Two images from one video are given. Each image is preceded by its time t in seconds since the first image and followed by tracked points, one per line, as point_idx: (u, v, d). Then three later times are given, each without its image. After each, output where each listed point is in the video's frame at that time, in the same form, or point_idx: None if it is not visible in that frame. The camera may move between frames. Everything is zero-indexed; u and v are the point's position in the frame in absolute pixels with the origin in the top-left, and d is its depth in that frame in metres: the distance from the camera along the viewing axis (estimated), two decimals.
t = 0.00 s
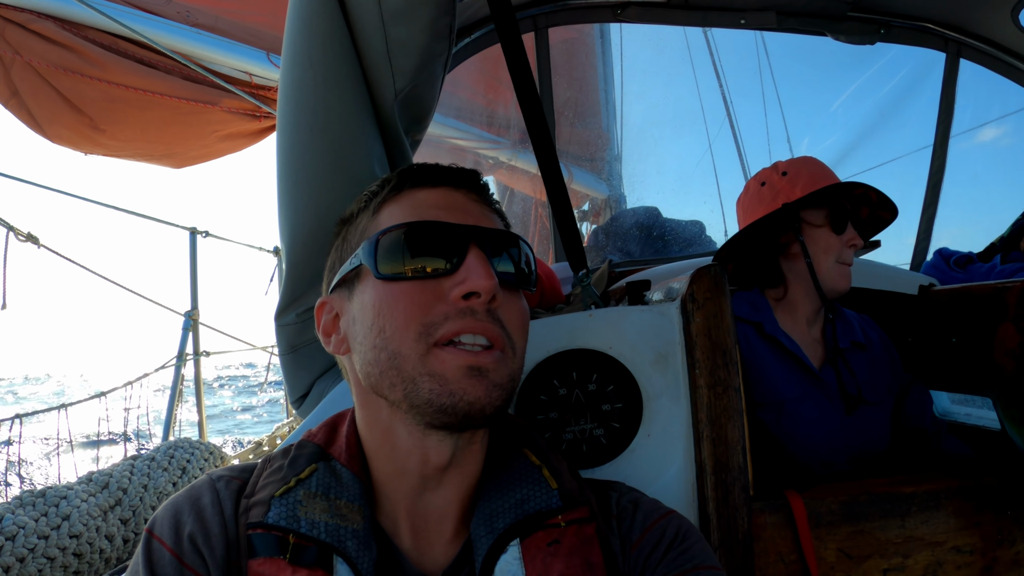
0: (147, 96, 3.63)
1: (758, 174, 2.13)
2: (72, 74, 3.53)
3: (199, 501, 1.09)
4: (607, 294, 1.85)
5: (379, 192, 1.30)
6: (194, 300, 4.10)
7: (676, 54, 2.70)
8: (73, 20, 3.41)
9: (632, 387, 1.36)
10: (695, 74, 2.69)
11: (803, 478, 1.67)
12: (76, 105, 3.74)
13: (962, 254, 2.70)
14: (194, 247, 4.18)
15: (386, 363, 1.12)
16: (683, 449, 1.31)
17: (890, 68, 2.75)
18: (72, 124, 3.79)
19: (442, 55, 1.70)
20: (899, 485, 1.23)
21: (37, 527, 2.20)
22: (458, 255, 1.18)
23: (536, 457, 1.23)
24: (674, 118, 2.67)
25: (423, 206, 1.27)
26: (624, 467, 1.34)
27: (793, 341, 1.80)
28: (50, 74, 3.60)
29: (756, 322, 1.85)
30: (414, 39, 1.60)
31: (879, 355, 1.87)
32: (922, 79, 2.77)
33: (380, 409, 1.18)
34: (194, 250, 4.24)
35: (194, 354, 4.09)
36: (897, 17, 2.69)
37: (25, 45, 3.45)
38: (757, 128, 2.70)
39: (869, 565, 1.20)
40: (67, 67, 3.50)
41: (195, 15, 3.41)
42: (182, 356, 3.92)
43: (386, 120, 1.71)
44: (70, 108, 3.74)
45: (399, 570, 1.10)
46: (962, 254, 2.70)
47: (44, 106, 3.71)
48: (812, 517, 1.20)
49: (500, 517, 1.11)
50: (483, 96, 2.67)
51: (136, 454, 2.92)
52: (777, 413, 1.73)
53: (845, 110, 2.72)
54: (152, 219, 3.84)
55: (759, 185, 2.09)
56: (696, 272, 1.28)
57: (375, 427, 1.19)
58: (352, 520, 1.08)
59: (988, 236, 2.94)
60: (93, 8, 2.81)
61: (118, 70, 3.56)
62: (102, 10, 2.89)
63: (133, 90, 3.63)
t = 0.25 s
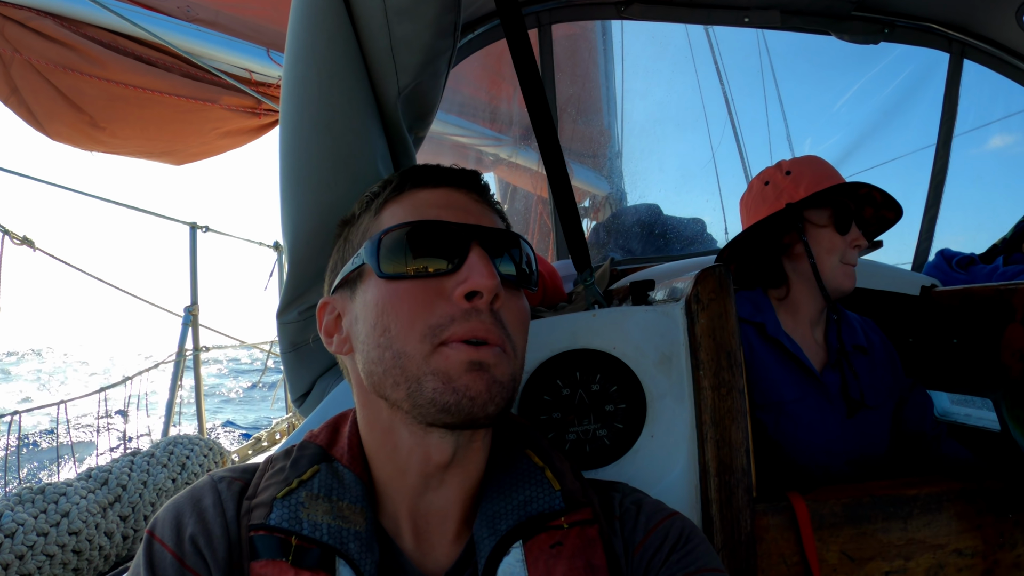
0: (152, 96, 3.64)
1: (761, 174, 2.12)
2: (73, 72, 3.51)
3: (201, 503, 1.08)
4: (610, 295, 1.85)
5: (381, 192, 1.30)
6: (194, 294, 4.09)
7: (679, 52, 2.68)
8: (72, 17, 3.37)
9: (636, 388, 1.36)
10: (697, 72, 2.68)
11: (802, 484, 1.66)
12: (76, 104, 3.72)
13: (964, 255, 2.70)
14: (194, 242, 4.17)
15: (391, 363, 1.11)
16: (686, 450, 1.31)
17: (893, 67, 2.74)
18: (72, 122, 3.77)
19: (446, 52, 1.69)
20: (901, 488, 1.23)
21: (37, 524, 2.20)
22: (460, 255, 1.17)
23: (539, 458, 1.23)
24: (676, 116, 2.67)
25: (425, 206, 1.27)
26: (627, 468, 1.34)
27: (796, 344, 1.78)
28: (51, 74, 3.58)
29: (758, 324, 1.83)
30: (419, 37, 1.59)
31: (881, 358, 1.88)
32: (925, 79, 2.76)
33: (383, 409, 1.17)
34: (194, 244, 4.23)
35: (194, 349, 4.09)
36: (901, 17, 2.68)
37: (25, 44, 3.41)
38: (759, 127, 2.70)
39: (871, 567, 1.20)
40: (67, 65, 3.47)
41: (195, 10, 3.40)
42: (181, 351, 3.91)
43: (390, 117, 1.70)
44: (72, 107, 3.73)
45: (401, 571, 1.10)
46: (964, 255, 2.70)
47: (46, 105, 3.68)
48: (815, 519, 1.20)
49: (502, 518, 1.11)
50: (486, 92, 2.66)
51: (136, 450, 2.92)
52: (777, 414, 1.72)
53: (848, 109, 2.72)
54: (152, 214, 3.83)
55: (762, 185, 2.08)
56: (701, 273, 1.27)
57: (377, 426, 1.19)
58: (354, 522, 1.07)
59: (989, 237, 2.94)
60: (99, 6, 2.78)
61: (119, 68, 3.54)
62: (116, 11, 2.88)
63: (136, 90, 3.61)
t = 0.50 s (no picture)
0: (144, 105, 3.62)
1: (755, 167, 2.13)
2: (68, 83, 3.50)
3: (198, 507, 1.08)
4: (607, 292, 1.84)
5: (376, 194, 1.29)
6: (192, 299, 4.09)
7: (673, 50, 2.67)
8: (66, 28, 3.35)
9: (634, 385, 1.36)
10: (692, 69, 2.68)
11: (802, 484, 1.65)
12: (71, 114, 3.71)
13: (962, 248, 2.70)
14: (192, 247, 4.17)
15: (387, 377, 1.11)
16: (685, 447, 1.30)
17: (887, 61, 2.74)
18: (68, 135, 3.77)
19: (438, 52, 1.68)
20: (901, 482, 1.23)
21: (38, 531, 2.20)
22: (459, 266, 1.16)
23: (537, 459, 1.22)
24: (672, 113, 2.66)
25: (422, 209, 1.26)
26: (626, 466, 1.33)
27: (794, 339, 1.78)
28: (46, 86, 3.58)
29: (757, 319, 1.83)
30: (410, 37, 1.59)
31: (879, 355, 1.88)
32: (919, 72, 2.76)
33: (378, 416, 1.16)
34: (192, 249, 4.22)
35: (193, 354, 4.09)
36: (895, 10, 2.68)
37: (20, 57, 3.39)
38: (756, 122, 2.68)
39: (872, 562, 1.20)
40: (62, 77, 3.47)
41: (188, 15, 3.40)
42: (180, 357, 3.90)
43: (383, 118, 1.70)
44: (66, 118, 3.72)
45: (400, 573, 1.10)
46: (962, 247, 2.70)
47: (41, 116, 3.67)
48: (815, 515, 1.20)
49: (501, 518, 1.11)
50: (480, 92, 2.65)
51: (136, 456, 2.91)
52: (778, 416, 1.70)
53: (844, 102, 2.70)
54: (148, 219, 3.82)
55: (756, 178, 2.10)
56: (697, 269, 1.27)
57: (373, 430, 1.18)
58: (352, 524, 1.07)
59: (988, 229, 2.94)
60: (93, 16, 2.78)
61: (113, 78, 3.53)
62: (111, 21, 2.88)
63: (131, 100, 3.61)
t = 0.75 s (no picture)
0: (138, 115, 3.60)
1: (747, 164, 2.12)
2: (62, 96, 3.47)
3: (195, 515, 1.07)
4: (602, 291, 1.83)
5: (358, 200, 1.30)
6: (189, 308, 4.09)
7: (665, 48, 2.68)
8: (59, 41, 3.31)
9: (630, 385, 1.35)
10: (683, 67, 2.68)
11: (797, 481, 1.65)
12: (65, 127, 3.70)
13: (957, 241, 2.70)
14: (188, 256, 4.16)
15: (366, 376, 1.12)
16: (682, 445, 1.30)
17: (878, 56, 2.74)
18: (64, 146, 3.77)
19: (427, 56, 1.68)
20: (900, 475, 1.22)
21: (38, 542, 2.19)
22: (433, 265, 1.16)
23: (532, 460, 1.22)
24: (664, 111, 2.66)
25: (401, 213, 1.26)
26: (623, 465, 1.33)
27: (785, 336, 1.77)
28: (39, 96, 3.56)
29: (748, 316, 1.82)
30: (399, 42, 1.59)
31: (869, 350, 1.92)
32: (910, 66, 2.76)
33: (366, 418, 1.16)
34: (188, 258, 4.22)
35: (191, 363, 4.08)
36: (885, 5, 2.68)
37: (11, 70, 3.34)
38: (748, 119, 2.69)
39: (872, 557, 1.19)
40: (56, 89, 3.44)
41: (180, 24, 3.40)
42: (178, 366, 3.90)
43: (372, 124, 1.70)
44: (61, 130, 3.70)
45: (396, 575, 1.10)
46: (957, 240, 2.70)
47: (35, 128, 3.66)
48: (814, 510, 1.19)
49: (497, 520, 1.11)
50: (472, 95, 2.66)
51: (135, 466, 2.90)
52: (768, 412, 1.70)
53: (836, 98, 2.71)
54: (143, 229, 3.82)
55: (748, 176, 2.09)
56: (690, 267, 1.27)
57: (364, 434, 1.18)
58: (348, 528, 1.07)
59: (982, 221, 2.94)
60: (86, 27, 2.78)
61: (109, 92, 3.52)
62: (104, 32, 2.88)
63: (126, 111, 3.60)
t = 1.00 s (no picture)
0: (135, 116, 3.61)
1: (745, 166, 2.11)
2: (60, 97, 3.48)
3: (196, 517, 1.08)
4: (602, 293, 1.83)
5: (352, 205, 1.29)
6: (188, 311, 4.08)
7: (662, 50, 2.70)
8: (59, 42, 3.34)
9: (630, 386, 1.36)
10: (681, 69, 2.69)
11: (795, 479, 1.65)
12: (65, 129, 3.71)
13: (955, 240, 2.71)
14: (187, 258, 4.16)
15: (360, 385, 1.13)
16: (682, 445, 1.31)
17: (875, 57, 2.76)
18: (63, 147, 3.77)
19: (426, 59, 1.68)
20: (899, 474, 1.23)
21: (38, 546, 2.20)
22: (425, 272, 1.16)
23: (533, 461, 1.22)
24: (662, 114, 2.67)
25: (393, 218, 1.26)
26: (623, 466, 1.34)
27: (780, 337, 1.77)
28: (37, 98, 3.56)
29: (745, 317, 1.82)
30: (398, 45, 1.59)
31: (864, 352, 1.90)
32: (906, 67, 2.78)
33: (363, 424, 1.16)
34: (186, 261, 4.22)
35: (190, 366, 4.08)
36: (883, 7, 2.68)
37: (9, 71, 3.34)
38: (745, 120, 2.69)
39: (873, 555, 1.20)
40: (54, 91, 3.44)
41: (179, 27, 3.41)
42: (178, 368, 3.89)
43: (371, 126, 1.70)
44: (60, 131, 3.71)
45: None
46: (955, 240, 2.71)
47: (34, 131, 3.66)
48: (814, 509, 1.20)
49: (497, 522, 1.12)
50: (470, 98, 2.66)
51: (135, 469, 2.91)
52: (764, 413, 1.70)
53: (833, 100, 2.72)
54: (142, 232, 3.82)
55: (747, 178, 2.08)
56: (689, 268, 1.28)
57: (363, 440, 1.18)
58: (348, 530, 1.07)
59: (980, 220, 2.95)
60: (84, 28, 2.78)
61: (105, 91, 3.52)
62: (103, 34, 2.88)
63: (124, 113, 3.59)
